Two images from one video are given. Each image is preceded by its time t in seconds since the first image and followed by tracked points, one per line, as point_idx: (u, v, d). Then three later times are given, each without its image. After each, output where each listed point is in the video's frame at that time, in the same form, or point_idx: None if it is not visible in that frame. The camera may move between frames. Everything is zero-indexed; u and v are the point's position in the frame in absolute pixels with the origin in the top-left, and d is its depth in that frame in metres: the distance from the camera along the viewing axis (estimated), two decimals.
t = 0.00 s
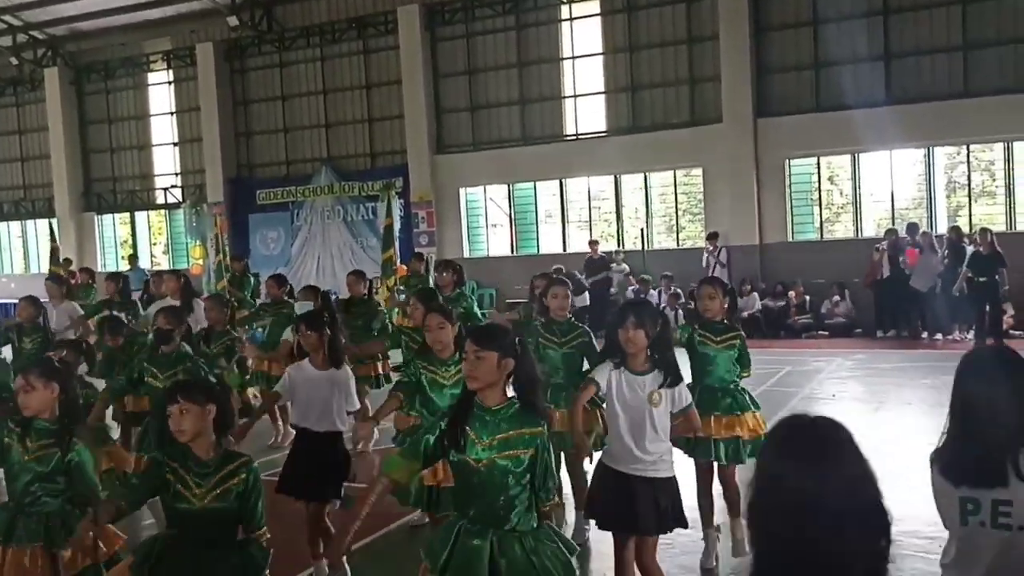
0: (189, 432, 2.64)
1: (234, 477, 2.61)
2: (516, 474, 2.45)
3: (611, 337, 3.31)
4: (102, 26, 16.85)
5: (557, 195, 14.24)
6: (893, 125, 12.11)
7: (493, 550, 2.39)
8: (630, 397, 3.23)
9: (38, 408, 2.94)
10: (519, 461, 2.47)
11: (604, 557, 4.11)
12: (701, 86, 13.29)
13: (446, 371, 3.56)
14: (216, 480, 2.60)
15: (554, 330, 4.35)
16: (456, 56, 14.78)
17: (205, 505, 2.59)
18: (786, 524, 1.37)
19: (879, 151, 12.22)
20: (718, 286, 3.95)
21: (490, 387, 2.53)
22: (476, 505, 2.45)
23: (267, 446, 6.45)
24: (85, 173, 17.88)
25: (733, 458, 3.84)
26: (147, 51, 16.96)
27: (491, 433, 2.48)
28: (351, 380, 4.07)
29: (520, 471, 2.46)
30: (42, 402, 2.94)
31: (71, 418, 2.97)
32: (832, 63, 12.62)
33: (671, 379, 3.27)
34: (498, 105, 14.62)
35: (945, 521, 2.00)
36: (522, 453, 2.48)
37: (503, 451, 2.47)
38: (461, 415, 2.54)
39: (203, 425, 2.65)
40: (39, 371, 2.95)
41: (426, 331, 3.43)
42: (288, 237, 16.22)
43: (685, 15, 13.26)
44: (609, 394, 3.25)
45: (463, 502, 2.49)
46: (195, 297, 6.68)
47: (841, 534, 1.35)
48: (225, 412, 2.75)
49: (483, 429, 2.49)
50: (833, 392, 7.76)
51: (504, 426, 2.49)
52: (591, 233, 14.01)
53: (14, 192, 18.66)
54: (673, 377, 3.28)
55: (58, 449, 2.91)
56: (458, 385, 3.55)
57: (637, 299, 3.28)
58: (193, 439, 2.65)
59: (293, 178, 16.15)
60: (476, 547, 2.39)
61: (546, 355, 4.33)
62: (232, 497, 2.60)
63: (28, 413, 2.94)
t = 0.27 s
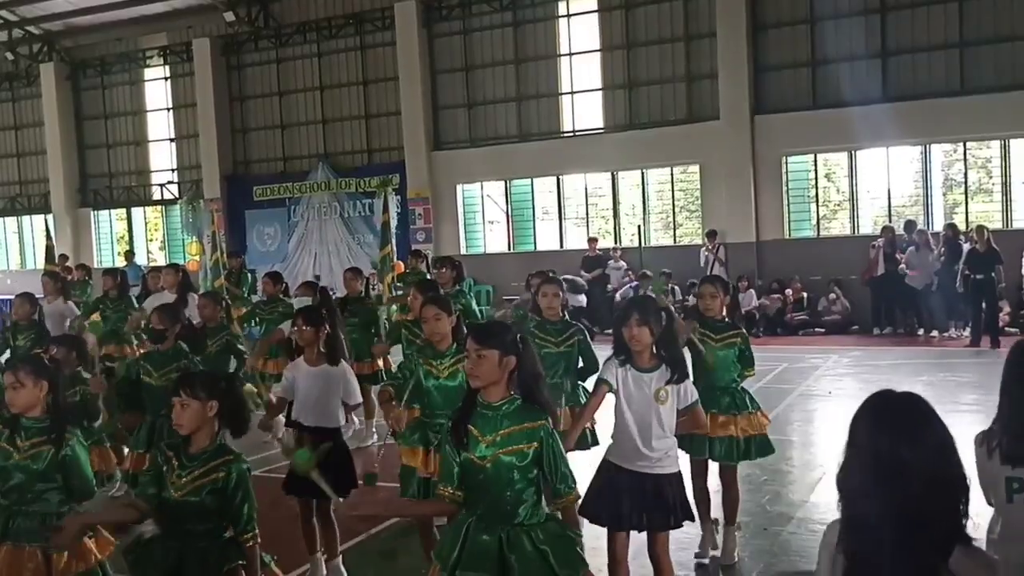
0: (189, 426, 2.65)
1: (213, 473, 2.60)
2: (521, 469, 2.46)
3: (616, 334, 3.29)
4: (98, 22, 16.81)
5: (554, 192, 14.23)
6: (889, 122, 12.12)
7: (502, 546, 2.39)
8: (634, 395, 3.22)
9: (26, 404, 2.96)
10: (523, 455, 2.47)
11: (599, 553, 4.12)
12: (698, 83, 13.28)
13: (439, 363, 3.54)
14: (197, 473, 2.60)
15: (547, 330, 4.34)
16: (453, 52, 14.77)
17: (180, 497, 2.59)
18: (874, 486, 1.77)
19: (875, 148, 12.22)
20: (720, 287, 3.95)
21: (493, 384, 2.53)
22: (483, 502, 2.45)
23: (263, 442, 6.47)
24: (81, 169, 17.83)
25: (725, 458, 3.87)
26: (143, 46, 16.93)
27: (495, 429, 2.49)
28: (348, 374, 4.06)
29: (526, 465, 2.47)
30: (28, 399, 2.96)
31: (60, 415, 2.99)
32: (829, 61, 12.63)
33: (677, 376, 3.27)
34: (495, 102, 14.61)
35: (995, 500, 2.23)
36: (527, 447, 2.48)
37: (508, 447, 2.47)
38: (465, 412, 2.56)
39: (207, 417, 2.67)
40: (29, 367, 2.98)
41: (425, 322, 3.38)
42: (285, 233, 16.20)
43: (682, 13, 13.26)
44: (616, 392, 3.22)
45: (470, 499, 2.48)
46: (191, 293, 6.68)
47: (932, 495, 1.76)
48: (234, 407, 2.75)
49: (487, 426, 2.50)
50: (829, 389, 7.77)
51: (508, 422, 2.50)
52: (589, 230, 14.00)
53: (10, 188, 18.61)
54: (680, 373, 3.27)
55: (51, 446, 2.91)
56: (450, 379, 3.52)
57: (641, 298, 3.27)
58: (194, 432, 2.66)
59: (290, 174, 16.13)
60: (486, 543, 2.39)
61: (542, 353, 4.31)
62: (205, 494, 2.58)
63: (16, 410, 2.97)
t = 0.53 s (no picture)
0: (188, 423, 2.65)
1: (219, 472, 2.59)
2: (517, 468, 2.44)
3: (614, 332, 3.34)
4: (96, 19, 16.79)
5: (553, 190, 14.23)
6: (888, 120, 12.11)
7: (500, 544, 2.40)
8: (629, 392, 3.24)
9: (26, 401, 2.94)
10: (520, 453, 2.46)
11: (598, 551, 4.12)
12: (697, 80, 13.27)
13: (434, 361, 3.50)
14: (202, 472, 2.59)
15: (545, 325, 4.34)
16: (451, 50, 14.76)
17: (185, 497, 2.58)
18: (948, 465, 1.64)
19: (873, 146, 12.23)
20: (717, 286, 3.97)
21: (493, 381, 2.53)
22: (482, 500, 2.46)
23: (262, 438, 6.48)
24: (79, 166, 17.82)
25: (723, 457, 3.84)
26: (141, 43, 16.91)
27: (493, 427, 2.50)
28: (342, 374, 4.05)
29: (522, 463, 2.45)
30: (28, 397, 2.94)
31: (60, 409, 2.99)
32: (827, 58, 12.63)
33: (675, 372, 3.27)
34: (493, 99, 14.60)
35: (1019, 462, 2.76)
36: (524, 444, 2.46)
37: (506, 444, 2.47)
38: (466, 407, 2.57)
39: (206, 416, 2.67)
40: (29, 364, 2.95)
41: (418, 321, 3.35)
42: (283, 231, 16.19)
43: (680, 11, 13.26)
44: (612, 391, 3.28)
45: (470, 496, 2.49)
46: (188, 291, 6.68)
47: (999, 455, 1.63)
48: (231, 407, 2.74)
49: (487, 423, 2.50)
50: (827, 386, 7.78)
51: (506, 419, 2.49)
52: (587, 228, 14.01)
53: (8, 185, 18.59)
54: (677, 369, 3.27)
55: (50, 442, 2.92)
56: (443, 378, 3.48)
57: (638, 295, 3.28)
58: (196, 430, 2.66)
59: (289, 171, 16.12)
60: (484, 541, 2.40)
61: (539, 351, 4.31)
62: (210, 492, 2.57)
63: (15, 407, 2.95)
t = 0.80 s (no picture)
0: (179, 415, 2.63)
1: (220, 463, 2.59)
2: (508, 463, 2.45)
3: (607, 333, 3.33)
4: (94, 16, 16.76)
5: (551, 187, 14.22)
6: (886, 118, 12.12)
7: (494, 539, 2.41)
8: (624, 391, 3.25)
9: (21, 399, 2.94)
10: (510, 450, 2.46)
11: (595, 548, 4.12)
12: (695, 78, 13.26)
13: (429, 356, 3.49)
14: (201, 465, 2.58)
15: (550, 323, 4.36)
16: (450, 47, 14.74)
17: (186, 490, 2.58)
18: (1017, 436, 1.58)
19: (872, 144, 12.23)
20: (713, 283, 3.96)
21: (486, 377, 2.52)
22: (475, 496, 2.47)
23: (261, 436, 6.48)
24: (77, 163, 17.79)
25: (717, 455, 3.84)
26: (140, 40, 16.89)
27: (485, 423, 2.49)
28: (334, 372, 4.04)
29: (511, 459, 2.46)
30: (23, 395, 2.93)
31: (55, 408, 2.97)
32: (826, 56, 12.63)
33: (667, 371, 3.26)
34: (492, 96, 14.59)
35: None
36: (513, 440, 2.47)
37: (496, 440, 2.47)
38: (458, 405, 2.55)
39: (195, 409, 2.65)
40: (25, 363, 2.94)
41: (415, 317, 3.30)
42: (281, 228, 16.17)
43: (679, 8, 13.25)
44: (609, 392, 3.30)
45: (463, 492, 2.50)
46: (185, 288, 6.67)
47: None
48: (223, 397, 2.71)
49: (479, 420, 2.50)
50: (825, 384, 7.79)
51: (496, 416, 2.49)
52: (585, 225, 14.00)
53: (5, 182, 18.57)
54: (669, 368, 3.27)
55: (42, 440, 2.91)
56: (438, 373, 3.47)
57: (633, 295, 3.28)
58: (187, 423, 2.65)
59: (287, 168, 16.10)
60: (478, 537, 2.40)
61: (541, 349, 4.34)
62: (212, 485, 2.57)
63: (10, 404, 2.95)
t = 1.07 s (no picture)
0: (182, 418, 2.64)
1: (221, 463, 2.60)
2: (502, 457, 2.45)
3: (613, 331, 3.31)
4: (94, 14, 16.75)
5: (551, 186, 14.21)
6: (886, 117, 12.10)
7: (490, 531, 2.42)
8: (629, 389, 3.24)
9: (12, 400, 2.97)
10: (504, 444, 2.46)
11: (595, 547, 4.11)
12: (695, 77, 13.25)
13: (430, 357, 3.49)
14: (202, 464, 2.59)
15: (552, 322, 4.34)
16: (450, 46, 14.73)
17: (189, 490, 2.58)
18: None
19: (872, 143, 12.22)
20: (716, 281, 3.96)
21: (486, 372, 2.52)
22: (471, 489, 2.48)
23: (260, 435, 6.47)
24: (76, 163, 17.78)
25: (717, 457, 3.82)
26: (139, 39, 16.87)
27: (481, 417, 2.50)
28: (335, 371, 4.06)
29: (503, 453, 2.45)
30: (15, 395, 2.97)
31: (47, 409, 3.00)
32: (826, 55, 12.62)
33: (674, 368, 3.25)
34: (491, 95, 14.59)
35: None
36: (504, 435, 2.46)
37: (490, 434, 2.47)
38: (459, 396, 2.56)
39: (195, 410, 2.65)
40: (16, 365, 2.98)
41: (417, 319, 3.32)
42: (281, 227, 16.16)
43: (679, 7, 13.24)
44: (611, 390, 3.30)
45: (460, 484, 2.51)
46: (185, 286, 6.67)
47: None
48: (227, 398, 2.71)
49: (475, 414, 2.51)
50: (826, 383, 7.78)
51: (491, 411, 2.49)
52: (585, 224, 13.99)
53: (5, 181, 18.56)
54: (676, 365, 3.26)
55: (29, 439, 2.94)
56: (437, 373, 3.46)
57: (638, 292, 3.26)
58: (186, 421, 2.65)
59: (287, 167, 16.10)
60: (474, 531, 2.41)
61: (542, 346, 4.33)
62: (214, 485, 2.59)
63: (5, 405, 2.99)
